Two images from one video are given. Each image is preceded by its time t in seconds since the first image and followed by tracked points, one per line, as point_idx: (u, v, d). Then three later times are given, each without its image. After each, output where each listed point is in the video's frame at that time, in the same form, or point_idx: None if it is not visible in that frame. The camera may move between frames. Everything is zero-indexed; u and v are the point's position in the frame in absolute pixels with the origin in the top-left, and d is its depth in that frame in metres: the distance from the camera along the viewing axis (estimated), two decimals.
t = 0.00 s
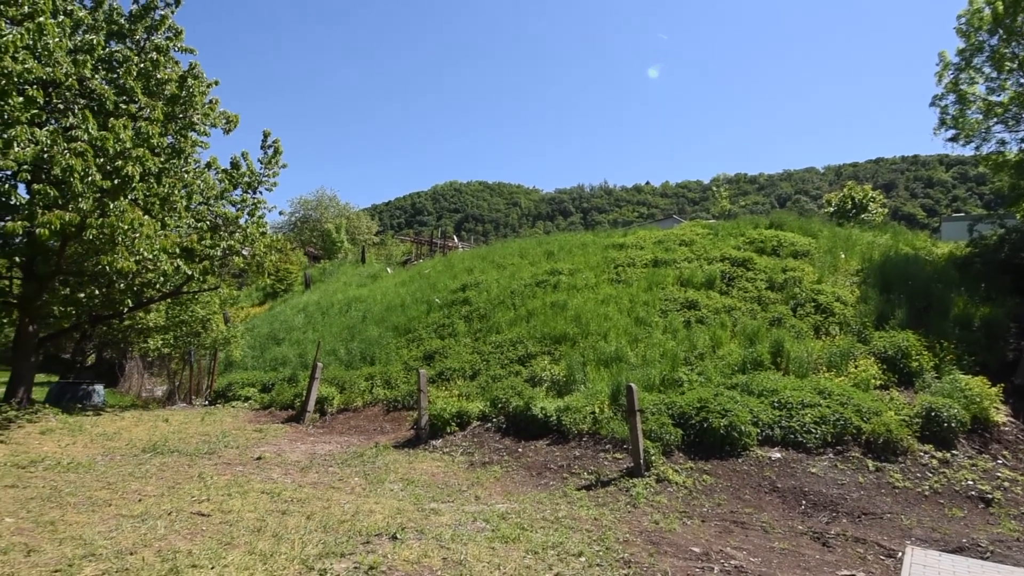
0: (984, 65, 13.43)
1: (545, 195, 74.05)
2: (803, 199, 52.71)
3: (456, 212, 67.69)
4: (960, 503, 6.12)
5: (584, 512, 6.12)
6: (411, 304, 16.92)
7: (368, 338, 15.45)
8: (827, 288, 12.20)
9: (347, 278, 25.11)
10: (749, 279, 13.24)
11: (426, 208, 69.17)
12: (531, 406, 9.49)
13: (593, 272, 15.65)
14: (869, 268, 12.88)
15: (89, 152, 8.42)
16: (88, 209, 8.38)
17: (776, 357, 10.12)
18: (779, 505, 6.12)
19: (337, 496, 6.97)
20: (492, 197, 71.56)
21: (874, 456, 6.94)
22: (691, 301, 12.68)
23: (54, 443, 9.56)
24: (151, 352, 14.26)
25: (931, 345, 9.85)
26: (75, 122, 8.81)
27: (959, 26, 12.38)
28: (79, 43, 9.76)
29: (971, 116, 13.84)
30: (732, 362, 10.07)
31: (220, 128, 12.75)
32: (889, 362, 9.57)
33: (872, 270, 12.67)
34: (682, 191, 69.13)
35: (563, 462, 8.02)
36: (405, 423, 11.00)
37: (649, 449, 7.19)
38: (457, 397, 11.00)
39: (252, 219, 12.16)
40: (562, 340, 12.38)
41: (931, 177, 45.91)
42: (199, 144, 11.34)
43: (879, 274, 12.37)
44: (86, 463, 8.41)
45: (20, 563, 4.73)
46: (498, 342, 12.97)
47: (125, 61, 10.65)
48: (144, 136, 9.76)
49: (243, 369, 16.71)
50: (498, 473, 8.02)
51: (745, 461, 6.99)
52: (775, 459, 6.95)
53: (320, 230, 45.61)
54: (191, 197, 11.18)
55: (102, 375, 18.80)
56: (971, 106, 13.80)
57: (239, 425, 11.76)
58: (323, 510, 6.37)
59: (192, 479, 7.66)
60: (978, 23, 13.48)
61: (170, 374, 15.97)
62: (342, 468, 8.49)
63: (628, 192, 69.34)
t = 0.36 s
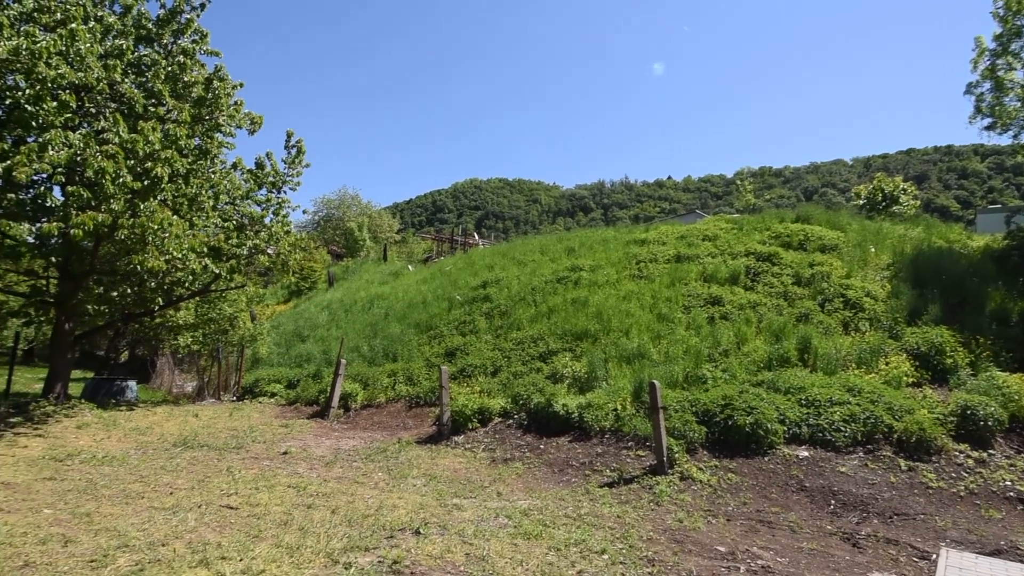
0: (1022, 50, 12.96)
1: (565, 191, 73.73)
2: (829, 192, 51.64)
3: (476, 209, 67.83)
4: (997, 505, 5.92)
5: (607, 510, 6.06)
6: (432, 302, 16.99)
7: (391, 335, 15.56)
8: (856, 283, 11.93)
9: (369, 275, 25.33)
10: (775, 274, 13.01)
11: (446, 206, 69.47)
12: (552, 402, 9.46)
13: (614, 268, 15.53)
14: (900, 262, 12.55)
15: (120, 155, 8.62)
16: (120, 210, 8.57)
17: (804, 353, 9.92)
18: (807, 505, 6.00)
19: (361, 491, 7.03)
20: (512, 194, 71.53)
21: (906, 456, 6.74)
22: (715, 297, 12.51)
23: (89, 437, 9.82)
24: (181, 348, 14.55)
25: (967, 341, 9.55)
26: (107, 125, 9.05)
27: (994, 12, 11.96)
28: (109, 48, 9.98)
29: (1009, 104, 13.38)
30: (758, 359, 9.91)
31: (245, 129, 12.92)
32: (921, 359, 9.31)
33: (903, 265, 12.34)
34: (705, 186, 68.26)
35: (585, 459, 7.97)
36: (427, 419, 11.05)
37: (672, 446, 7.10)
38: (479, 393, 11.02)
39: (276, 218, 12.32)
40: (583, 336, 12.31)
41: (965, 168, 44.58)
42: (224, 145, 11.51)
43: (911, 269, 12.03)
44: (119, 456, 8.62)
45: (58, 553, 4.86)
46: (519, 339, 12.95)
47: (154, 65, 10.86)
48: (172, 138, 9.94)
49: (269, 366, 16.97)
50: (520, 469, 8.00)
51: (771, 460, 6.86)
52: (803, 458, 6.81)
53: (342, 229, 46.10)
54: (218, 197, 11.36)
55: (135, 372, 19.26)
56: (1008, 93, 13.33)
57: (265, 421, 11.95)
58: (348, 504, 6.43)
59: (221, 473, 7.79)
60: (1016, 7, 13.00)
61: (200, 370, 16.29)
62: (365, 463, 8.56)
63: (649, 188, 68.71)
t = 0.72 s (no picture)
0: None
1: (589, 187, 73.26)
2: (861, 184, 50.27)
3: (499, 207, 67.85)
4: None
5: (633, 508, 5.99)
6: (457, 299, 17.01)
7: (415, 332, 15.64)
8: (891, 278, 11.59)
9: (394, 274, 25.50)
10: (805, 269, 12.71)
11: (470, 204, 69.65)
12: (577, 400, 9.38)
13: (639, 264, 15.36)
14: (938, 256, 12.13)
15: (154, 158, 8.85)
16: (154, 212, 8.78)
17: (836, 350, 9.68)
18: (840, 506, 5.84)
19: (388, 486, 7.07)
20: (535, 191, 71.36)
21: (944, 456, 6.50)
22: (742, 293, 12.28)
23: (127, 432, 10.09)
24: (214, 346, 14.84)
25: (1010, 337, 9.18)
26: (140, 130, 9.29)
27: None
28: (142, 54, 10.22)
29: None
30: (788, 356, 9.68)
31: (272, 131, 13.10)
32: (961, 356, 8.99)
33: (941, 258, 11.93)
34: (732, 180, 67.11)
35: (610, 457, 7.89)
36: (452, 416, 11.07)
37: (699, 445, 6.99)
38: (503, 390, 10.99)
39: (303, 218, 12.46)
40: (607, 333, 12.20)
41: (1005, 158, 42.97)
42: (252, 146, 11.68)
43: (949, 262, 11.63)
44: (156, 451, 8.83)
45: (97, 544, 4.98)
46: (543, 336, 12.89)
47: (184, 70, 11.02)
48: (202, 141, 10.12)
49: (298, 362, 17.22)
50: (545, 467, 7.95)
51: (802, 459, 6.70)
52: (836, 458, 6.63)
53: (367, 228, 46.54)
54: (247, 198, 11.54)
55: (171, 368, 19.73)
56: None
57: (295, 416, 12.12)
58: (374, 500, 6.46)
59: (252, 467, 7.91)
60: None
61: (232, 367, 16.61)
62: (391, 459, 8.61)
63: (674, 182, 67.83)
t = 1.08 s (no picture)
0: None
1: (615, 183, 72.61)
2: (899, 175, 48.70)
3: (525, 204, 67.75)
4: None
5: (661, 507, 5.89)
6: (483, 297, 17.02)
7: (442, 329, 15.69)
8: (931, 272, 11.19)
9: (421, 272, 25.66)
10: (840, 263, 12.37)
11: (495, 201, 69.74)
12: (604, 397, 9.29)
13: (667, 260, 15.15)
14: (983, 248, 11.66)
15: (188, 162, 9.07)
16: (189, 214, 8.98)
17: (873, 346, 9.39)
18: (879, 508, 5.65)
19: (416, 482, 7.10)
20: (560, 188, 71.07)
21: (990, 456, 6.21)
22: (774, 288, 12.01)
23: (166, 427, 10.36)
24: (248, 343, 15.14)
25: None
26: (175, 134, 9.50)
27: None
28: (176, 61, 10.46)
29: None
30: (822, 353, 9.42)
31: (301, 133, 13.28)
32: (1008, 353, 8.62)
33: (986, 250, 11.45)
34: (762, 173, 65.75)
35: (638, 455, 7.78)
36: (479, 413, 11.07)
37: (729, 443, 6.86)
38: (530, 387, 10.96)
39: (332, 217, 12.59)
40: (635, 330, 12.06)
41: None
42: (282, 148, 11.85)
43: (995, 254, 11.15)
44: (193, 445, 9.04)
45: (138, 534, 5.10)
46: (569, 333, 12.81)
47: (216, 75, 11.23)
48: (234, 144, 10.30)
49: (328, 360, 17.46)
50: (572, 464, 7.89)
51: (838, 459, 6.52)
52: (873, 458, 6.43)
53: (394, 227, 46.96)
54: (277, 199, 11.72)
55: (207, 366, 20.23)
56: None
57: (325, 413, 12.28)
58: (403, 495, 6.49)
59: (285, 462, 8.04)
60: None
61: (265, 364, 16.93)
62: (419, 455, 8.65)
63: (702, 177, 66.78)
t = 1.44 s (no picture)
0: None
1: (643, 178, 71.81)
2: (941, 164, 46.97)
3: (552, 201, 67.51)
4: None
5: (693, 505, 5.78)
6: (510, 294, 17.00)
7: (470, 327, 15.73)
8: (977, 264, 10.76)
9: (449, 270, 25.78)
10: (878, 257, 11.98)
11: (522, 199, 69.69)
12: (632, 394, 9.17)
13: (696, 255, 14.90)
14: None
15: (223, 165, 9.27)
16: (224, 216, 9.16)
17: (914, 342, 9.07)
18: (921, 509, 5.44)
19: (445, 478, 7.12)
20: (587, 184, 70.61)
21: None
22: (809, 283, 11.70)
23: (205, 422, 10.62)
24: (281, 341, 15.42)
25: None
26: (210, 139, 9.68)
27: None
28: (210, 69, 10.64)
29: None
30: (859, 350, 9.15)
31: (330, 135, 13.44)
32: None
33: None
34: (795, 165, 64.19)
35: (668, 453, 7.67)
36: (507, 410, 11.06)
37: (762, 442, 6.71)
38: (557, 384, 10.91)
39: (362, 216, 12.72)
40: (664, 327, 11.89)
41: None
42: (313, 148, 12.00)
43: None
44: (230, 440, 9.24)
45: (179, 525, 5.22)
46: (597, 330, 12.70)
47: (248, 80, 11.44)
48: (266, 147, 10.47)
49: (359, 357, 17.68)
50: (601, 462, 7.82)
51: (877, 458, 6.31)
52: (915, 457, 6.20)
53: (422, 226, 47.33)
54: (309, 200, 11.88)
55: (243, 364, 20.70)
56: None
57: (357, 409, 12.43)
58: (432, 490, 6.51)
59: (318, 457, 8.16)
60: None
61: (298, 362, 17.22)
62: (449, 451, 8.68)
63: (732, 170, 65.53)
